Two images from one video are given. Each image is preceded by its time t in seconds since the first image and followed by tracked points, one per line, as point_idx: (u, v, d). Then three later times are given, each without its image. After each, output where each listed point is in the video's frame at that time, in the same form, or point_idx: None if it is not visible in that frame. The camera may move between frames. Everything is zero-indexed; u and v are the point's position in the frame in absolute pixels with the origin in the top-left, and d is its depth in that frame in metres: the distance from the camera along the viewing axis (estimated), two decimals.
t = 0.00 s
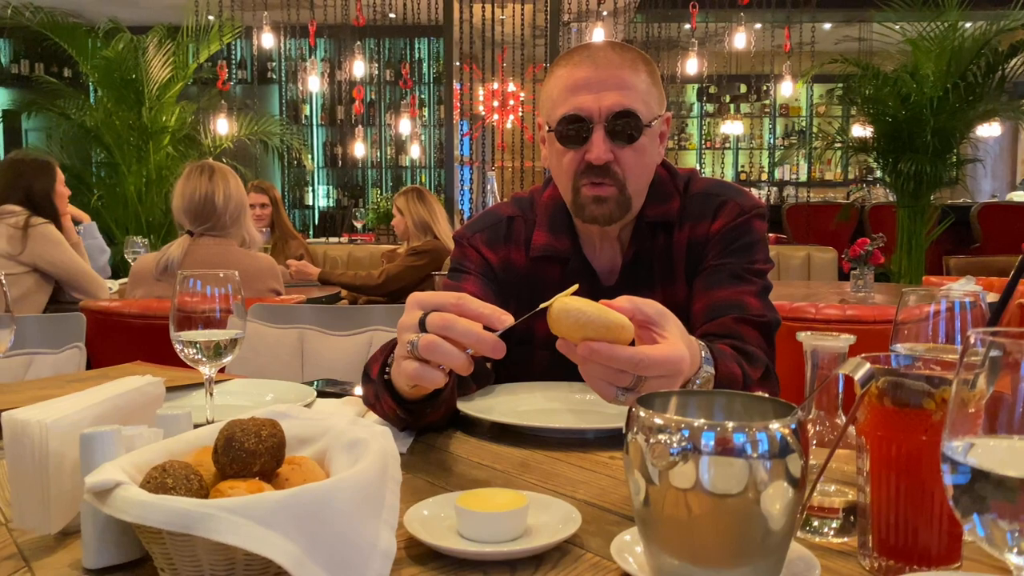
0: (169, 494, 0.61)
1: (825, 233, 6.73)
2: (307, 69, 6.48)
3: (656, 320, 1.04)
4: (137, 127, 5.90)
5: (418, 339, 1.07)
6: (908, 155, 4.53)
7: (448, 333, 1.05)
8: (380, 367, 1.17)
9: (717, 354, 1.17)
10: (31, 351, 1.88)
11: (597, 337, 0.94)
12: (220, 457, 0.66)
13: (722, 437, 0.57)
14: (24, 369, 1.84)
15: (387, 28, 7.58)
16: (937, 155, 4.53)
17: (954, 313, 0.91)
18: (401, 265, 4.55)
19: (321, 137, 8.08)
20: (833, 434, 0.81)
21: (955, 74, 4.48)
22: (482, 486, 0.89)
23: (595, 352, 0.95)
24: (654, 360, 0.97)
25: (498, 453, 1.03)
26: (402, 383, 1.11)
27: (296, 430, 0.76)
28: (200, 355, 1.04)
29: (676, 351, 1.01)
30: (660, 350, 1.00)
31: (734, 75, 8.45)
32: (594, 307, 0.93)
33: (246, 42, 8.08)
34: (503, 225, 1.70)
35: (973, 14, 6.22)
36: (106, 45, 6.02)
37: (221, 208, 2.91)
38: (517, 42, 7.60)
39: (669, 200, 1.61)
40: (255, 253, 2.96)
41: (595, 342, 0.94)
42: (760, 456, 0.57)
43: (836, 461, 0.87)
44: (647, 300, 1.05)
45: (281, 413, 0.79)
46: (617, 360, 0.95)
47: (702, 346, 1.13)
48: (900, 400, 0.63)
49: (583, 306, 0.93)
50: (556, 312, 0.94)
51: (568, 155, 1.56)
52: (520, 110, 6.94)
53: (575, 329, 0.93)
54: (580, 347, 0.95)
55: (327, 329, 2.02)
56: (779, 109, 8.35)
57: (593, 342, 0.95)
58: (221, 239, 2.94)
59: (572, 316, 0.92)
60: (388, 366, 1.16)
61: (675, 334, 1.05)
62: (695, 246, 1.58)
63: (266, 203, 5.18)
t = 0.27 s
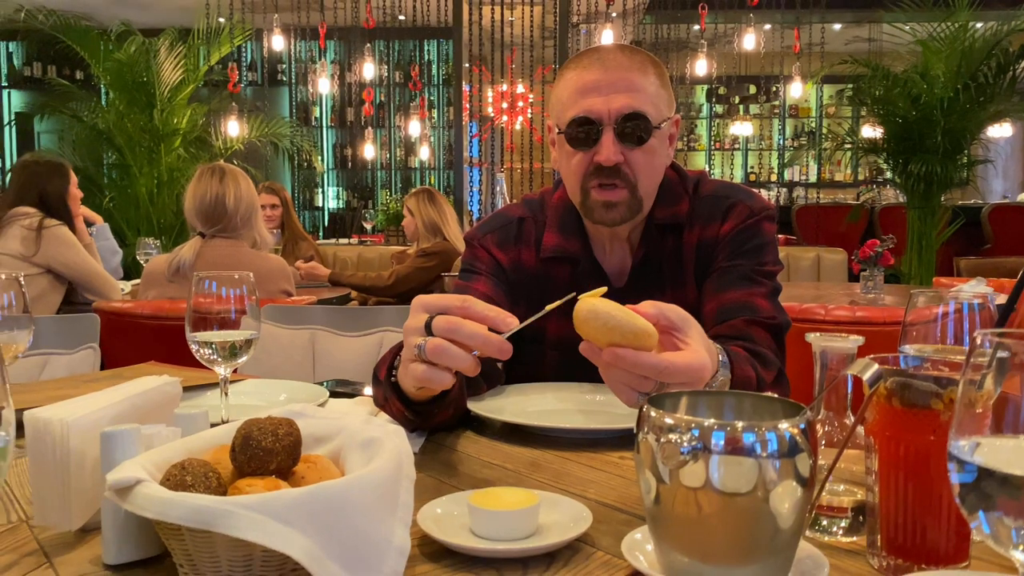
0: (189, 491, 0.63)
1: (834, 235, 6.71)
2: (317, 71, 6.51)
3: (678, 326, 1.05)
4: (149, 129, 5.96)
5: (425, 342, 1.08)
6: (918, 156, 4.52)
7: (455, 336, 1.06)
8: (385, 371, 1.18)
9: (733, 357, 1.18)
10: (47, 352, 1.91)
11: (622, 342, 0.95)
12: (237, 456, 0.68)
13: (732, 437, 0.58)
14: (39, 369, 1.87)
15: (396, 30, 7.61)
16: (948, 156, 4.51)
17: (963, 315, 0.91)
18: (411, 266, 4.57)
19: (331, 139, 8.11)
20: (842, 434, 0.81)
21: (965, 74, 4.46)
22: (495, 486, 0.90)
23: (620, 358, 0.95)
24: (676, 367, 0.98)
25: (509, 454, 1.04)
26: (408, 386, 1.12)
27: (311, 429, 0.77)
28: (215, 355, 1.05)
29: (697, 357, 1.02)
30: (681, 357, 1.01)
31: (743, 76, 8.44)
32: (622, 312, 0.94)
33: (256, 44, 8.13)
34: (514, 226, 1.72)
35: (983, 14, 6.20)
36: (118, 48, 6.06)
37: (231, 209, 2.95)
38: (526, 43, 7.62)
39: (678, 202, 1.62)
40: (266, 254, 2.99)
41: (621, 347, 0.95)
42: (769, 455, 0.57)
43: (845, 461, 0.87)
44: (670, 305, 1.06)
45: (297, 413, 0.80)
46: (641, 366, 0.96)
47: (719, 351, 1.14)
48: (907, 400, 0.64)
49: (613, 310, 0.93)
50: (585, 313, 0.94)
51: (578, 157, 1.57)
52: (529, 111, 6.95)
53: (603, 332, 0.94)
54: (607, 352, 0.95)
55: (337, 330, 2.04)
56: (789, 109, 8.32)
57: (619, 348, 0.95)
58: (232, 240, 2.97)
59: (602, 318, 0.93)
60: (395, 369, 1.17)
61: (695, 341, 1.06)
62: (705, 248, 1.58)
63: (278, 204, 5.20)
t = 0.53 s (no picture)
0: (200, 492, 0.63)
1: (842, 237, 6.69)
2: (324, 74, 6.53)
3: (671, 328, 1.05)
4: (157, 132, 6.00)
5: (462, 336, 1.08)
6: (926, 158, 4.51)
7: (494, 329, 1.06)
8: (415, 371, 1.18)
9: (733, 358, 1.18)
10: (57, 354, 1.92)
11: (610, 347, 0.95)
12: (248, 457, 0.68)
13: (738, 439, 0.58)
14: (49, 371, 1.88)
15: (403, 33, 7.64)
16: (955, 158, 4.50)
17: (969, 317, 0.92)
18: (418, 269, 4.58)
19: (337, 141, 8.13)
20: (848, 436, 0.82)
21: (973, 77, 4.45)
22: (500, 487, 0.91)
23: (608, 362, 0.96)
24: (664, 370, 0.98)
25: (516, 454, 1.05)
26: (443, 383, 1.12)
27: (321, 430, 0.78)
28: (225, 357, 1.06)
29: (688, 360, 1.02)
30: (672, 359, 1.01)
31: (750, 78, 8.43)
32: (612, 317, 0.94)
33: (264, 47, 8.17)
34: (521, 230, 1.73)
35: (990, 15, 6.18)
36: (126, 51, 6.10)
37: (233, 212, 2.97)
38: (532, 46, 7.63)
39: (684, 204, 1.63)
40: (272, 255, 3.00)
41: (610, 351, 0.95)
42: (776, 457, 0.58)
43: (850, 462, 0.88)
44: (662, 308, 1.06)
45: (305, 414, 0.81)
46: (629, 370, 0.96)
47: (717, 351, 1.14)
48: (914, 402, 0.64)
49: (602, 315, 0.93)
50: (574, 317, 0.94)
51: (585, 161, 1.57)
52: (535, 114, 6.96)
53: (590, 337, 0.94)
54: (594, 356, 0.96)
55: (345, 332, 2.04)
56: (796, 111, 8.30)
57: (605, 353, 0.96)
58: (239, 242, 2.99)
59: (590, 323, 0.93)
60: (422, 369, 1.18)
61: (688, 343, 1.06)
62: (711, 250, 1.59)
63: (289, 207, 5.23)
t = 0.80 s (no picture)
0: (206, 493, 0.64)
1: (848, 239, 6.68)
2: (330, 78, 6.55)
3: (696, 328, 1.06)
4: (163, 135, 6.03)
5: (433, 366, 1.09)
6: (932, 160, 4.50)
7: (464, 361, 1.08)
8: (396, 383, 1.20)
9: (749, 359, 1.18)
10: (64, 356, 1.93)
11: (639, 345, 0.95)
12: (255, 459, 0.69)
13: (743, 441, 0.58)
14: (56, 373, 1.89)
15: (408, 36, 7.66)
16: (961, 160, 4.49)
17: (975, 319, 0.92)
18: (423, 271, 4.58)
19: (343, 144, 8.16)
20: (853, 438, 0.82)
21: (979, 78, 4.43)
22: (506, 489, 0.91)
23: (636, 360, 0.96)
24: (690, 369, 0.98)
25: (521, 457, 1.05)
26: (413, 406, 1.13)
27: (327, 431, 0.78)
28: (231, 359, 1.06)
29: (714, 360, 1.02)
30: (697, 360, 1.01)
31: (755, 80, 8.43)
32: (644, 316, 0.93)
33: (270, 51, 8.20)
34: (526, 232, 1.73)
35: (996, 17, 6.18)
36: (133, 55, 6.13)
37: (238, 215, 2.98)
38: (537, 48, 7.64)
39: (689, 207, 1.63)
40: (278, 258, 3.01)
41: (639, 348, 0.95)
42: (781, 459, 0.58)
43: (856, 464, 0.88)
44: (688, 308, 1.06)
45: (312, 416, 0.81)
46: (657, 368, 0.96)
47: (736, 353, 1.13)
48: (920, 404, 0.64)
49: (634, 313, 0.92)
50: (603, 314, 0.94)
51: (588, 164, 1.57)
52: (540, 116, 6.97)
53: (620, 334, 0.93)
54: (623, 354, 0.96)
55: (352, 335, 2.04)
56: (802, 113, 8.29)
57: (634, 351, 0.95)
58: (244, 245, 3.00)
59: (621, 321, 0.92)
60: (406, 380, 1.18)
61: (712, 343, 1.07)
62: (716, 253, 1.58)
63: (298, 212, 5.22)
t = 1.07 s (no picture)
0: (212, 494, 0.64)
1: (852, 241, 6.67)
2: (334, 80, 6.56)
3: (701, 314, 1.05)
4: (168, 137, 6.06)
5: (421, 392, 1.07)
6: (936, 161, 4.49)
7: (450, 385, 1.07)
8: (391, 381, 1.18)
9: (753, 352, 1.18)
10: (69, 357, 1.94)
11: (657, 332, 0.96)
12: (259, 460, 0.69)
13: (748, 442, 0.58)
14: (62, 374, 1.90)
15: (412, 38, 7.67)
16: (966, 162, 4.48)
17: (980, 320, 0.93)
18: (428, 274, 4.59)
19: (347, 147, 8.18)
20: (858, 440, 0.81)
21: (983, 80, 4.43)
22: (511, 490, 0.91)
23: (656, 348, 0.96)
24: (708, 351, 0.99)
25: (526, 458, 1.05)
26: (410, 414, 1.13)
27: (331, 433, 0.78)
28: (236, 361, 1.06)
29: (727, 342, 1.02)
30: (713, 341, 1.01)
31: (759, 82, 8.42)
32: (652, 302, 0.94)
33: (274, 53, 8.23)
34: (530, 232, 1.72)
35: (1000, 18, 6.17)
36: (137, 57, 6.18)
37: (241, 217, 2.99)
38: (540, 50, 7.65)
39: (695, 208, 1.63)
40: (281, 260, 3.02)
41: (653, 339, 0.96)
42: (786, 460, 0.58)
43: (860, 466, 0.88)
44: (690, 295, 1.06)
45: (317, 417, 0.81)
46: (675, 354, 0.97)
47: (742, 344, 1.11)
48: (925, 406, 0.64)
49: (645, 303, 0.93)
50: (615, 307, 0.95)
51: (607, 159, 1.58)
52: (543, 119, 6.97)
53: (634, 324, 0.94)
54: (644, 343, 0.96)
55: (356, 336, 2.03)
56: (806, 115, 8.28)
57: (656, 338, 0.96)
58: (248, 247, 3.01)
59: (633, 311, 0.93)
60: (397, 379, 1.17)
61: (721, 326, 1.06)
62: (721, 254, 1.59)
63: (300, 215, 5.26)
